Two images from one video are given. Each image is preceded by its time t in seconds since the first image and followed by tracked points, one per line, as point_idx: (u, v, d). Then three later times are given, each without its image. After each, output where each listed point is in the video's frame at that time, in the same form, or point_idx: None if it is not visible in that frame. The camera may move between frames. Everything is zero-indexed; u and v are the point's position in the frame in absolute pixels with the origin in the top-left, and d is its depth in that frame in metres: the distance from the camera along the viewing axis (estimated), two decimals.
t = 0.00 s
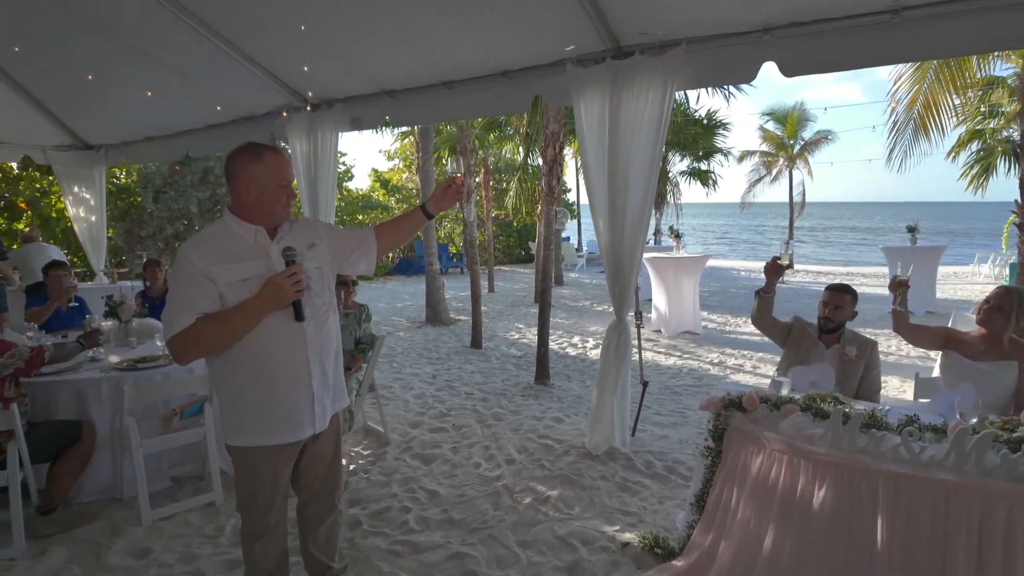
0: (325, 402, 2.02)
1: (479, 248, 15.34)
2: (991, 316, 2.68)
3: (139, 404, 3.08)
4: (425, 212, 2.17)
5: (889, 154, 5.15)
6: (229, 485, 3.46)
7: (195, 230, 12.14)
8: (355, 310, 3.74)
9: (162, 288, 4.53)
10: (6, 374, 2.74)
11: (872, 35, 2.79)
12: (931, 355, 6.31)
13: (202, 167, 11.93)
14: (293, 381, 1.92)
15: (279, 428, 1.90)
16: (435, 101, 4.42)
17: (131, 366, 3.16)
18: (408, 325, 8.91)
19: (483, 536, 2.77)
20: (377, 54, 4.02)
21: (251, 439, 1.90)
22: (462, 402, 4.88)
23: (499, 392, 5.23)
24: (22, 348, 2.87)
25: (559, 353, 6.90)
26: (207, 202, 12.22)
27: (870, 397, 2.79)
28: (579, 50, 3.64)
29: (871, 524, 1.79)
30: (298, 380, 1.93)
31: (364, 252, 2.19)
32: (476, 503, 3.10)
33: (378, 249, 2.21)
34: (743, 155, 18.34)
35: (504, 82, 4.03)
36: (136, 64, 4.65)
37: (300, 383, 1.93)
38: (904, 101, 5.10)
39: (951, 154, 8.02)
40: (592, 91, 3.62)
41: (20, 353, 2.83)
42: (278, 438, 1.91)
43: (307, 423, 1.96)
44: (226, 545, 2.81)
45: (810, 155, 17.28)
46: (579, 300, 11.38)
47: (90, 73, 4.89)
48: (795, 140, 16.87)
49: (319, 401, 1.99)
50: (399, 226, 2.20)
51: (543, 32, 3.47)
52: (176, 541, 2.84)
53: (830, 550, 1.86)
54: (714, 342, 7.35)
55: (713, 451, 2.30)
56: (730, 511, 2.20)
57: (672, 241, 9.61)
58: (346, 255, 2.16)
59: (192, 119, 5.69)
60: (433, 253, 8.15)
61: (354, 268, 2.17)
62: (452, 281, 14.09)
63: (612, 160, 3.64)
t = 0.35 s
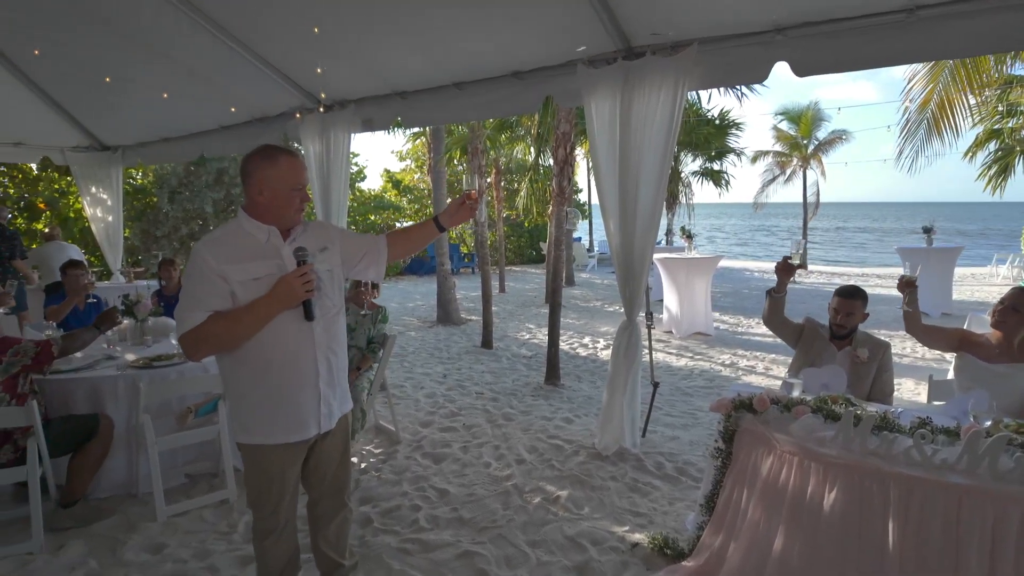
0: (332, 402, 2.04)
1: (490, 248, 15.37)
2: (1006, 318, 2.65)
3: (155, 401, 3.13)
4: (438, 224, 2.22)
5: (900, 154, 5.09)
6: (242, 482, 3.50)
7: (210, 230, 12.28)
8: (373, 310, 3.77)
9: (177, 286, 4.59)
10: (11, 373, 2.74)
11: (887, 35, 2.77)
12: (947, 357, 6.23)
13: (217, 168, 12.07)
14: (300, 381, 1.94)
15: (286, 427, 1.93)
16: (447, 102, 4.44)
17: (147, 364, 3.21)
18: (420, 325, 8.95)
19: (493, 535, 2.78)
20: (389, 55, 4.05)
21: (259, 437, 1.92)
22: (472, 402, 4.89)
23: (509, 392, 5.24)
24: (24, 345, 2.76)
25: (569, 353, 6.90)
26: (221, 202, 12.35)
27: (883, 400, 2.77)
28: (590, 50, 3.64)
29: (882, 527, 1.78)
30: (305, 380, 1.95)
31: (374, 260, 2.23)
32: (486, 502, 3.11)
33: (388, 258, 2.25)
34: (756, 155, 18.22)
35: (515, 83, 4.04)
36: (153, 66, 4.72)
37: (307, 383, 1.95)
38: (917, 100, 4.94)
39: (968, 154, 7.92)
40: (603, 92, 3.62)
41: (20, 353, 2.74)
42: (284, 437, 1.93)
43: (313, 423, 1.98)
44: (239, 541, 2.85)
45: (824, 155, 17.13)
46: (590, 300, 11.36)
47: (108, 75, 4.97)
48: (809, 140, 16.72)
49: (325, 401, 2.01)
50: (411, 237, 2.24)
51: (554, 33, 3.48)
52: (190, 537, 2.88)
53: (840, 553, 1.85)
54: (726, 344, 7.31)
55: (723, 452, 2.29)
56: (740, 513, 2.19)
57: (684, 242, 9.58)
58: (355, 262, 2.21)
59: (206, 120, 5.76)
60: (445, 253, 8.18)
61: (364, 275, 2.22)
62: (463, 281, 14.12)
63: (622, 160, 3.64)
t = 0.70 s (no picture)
0: (339, 399, 2.05)
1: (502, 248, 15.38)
2: None
3: (171, 396, 3.17)
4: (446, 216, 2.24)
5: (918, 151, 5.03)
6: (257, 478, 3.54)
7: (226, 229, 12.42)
8: (384, 306, 3.82)
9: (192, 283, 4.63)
10: (7, 366, 2.84)
11: (904, 30, 2.73)
12: (966, 358, 6.13)
13: (232, 168, 12.22)
14: (307, 376, 1.96)
15: (294, 422, 1.95)
16: (459, 100, 4.46)
17: (163, 360, 3.26)
18: (432, 323, 8.99)
19: (504, 531, 2.79)
20: (402, 54, 4.07)
21: (267, 431, 1.95)
22: (484, 400, 4.91)
23: (521, 390, 5.25)
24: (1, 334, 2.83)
25: (581, 353, 6.89)
26: (237, 201, 12.48)
27: (899, 400, 2.74)
28: (603, 48, 3.63)
29: (897, 527, 1.76)
30: (313, 375, 1.97)
31: (387, 255, 2.25)
32: (497, 499, 3.12)
33: (400, 252, 2.28)
34: (771, 154, 18.05)
35: (527, 81, 4.04)
36: (169, 66, 4.78)
37: (314, 379, 1.97)
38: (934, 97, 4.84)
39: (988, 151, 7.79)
40: (616, 90, 3.61)
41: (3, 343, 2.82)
42: (292, 432, 1.95)
43: (319, 419, 1.99)
44: (253, 535, 2.88)
45: (841, 154, 16.92)
46: (602, 300, 11.33)
47: (126, 75, 5.05)
48: (824, 139, 16.53)
49: (332, 398, 2.02)
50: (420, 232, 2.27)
51: (567, 30, 3.48)
52: (205, 531, 2.92)
53: (854, 552, 1.84)
54: (740, 343, 7.25)
55: (736, 450, 2.28)
56: (753, 511, 2.18)
57: (698, 241, 9.52)
58: (367, 259, 2.23)
59: (222, 120, 5.83)
60: (457, 253, 8.20)
61: (377, 270, 2.25)
62: (476, 280, 14.14)
63: (635, 158, 3.63)
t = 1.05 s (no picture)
0: (345, 399, 2.04)
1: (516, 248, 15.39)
2: None
3: (188, 393, 3.21)
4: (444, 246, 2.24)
5: (941, 150, 4.95)
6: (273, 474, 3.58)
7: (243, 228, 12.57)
8: (397, 305, 3.83)
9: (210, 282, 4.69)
10: (18, 358, 2.87)
11: (924, 25, 2.68)
12: (988, 360, 6.02)
13: (249, 167, 12.36)
14: (311, 375, 1.98)
15: (298, 420, 1.96)
16: (474, 100, 4.47)
17: (182, 357, 3.30)
18: (446, 322, 9.02)
19: (517, 529, 2.80)
20: (416, 53, 4.09)
21: (274, 427, 1.98)
22: (497, 399, 4.91)
23: (534, 389, 5.25)
24: None
25: (595, 352, 6.87)
26: (253, 201, 12.62)
27: (919, 401, 2.70)
28: (617, 46, 3.61)
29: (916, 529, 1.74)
30: (318, 374, 1.98)
31: (392, 276, 2.26)
32: (510, 497, 3.12)
33: (405, 276, 2.27)
34: (788, 154, 17.87)
35: (542, 79, 4.04)
36: (188, 66, 4.85)
37: (319, 378, 1.98)
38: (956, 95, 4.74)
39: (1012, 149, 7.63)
40: (630, 88, 3.60)
41: (4, 336, 2.82)
42: (296, 429, 1.96)
43: (322, 418, 1.99)
44: (269, 530, 2.91)
45: (859, 153, 16.69)
46: (616, 299, 11.29)
47: (146, 76, 5.12)
48: (842, 138, 16.32)
49: (337, 397, 2.02)
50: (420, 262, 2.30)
51: (581, 29, 3.47)
52: (222, 525, 2.96)
53: (871, 554, 1.81)
54: (756, 344, 7.18)
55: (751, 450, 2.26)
56: (768, 511, 2.16)
57: (713, 241, 9.45)
58: (378, 266, 2.24)
59: (239, 120, 5.89)
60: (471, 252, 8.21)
61: (382, 288, 2.27)
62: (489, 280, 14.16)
63: (650, 157, 3.62)
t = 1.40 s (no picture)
0: (347, 403, 2.03)
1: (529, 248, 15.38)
2: None
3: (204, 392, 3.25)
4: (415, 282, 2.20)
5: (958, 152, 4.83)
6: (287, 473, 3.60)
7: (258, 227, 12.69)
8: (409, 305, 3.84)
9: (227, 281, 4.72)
10: (37, 352, 2.91)
11: (945, 23, 2.64)
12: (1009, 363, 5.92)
13: (264, 167, 12.47)
14: (312, 377, 1.98)
15: (298, 419, 1.97)
16: (487, 100, 4.47)
17: (198, 356, 3.34)
18: (458, 322, 9.03)
19: (530, 530, 2.79)
20: (430, 53, 4.10)
21: (276, 426, 2.00)
22: (510, 399, 4.91)
23: (547, 390, 5.24)
24: (16, 324, 2.88)
25: (608, 353, 6.84)
26: (268, 201, 12.73)
27: (938, 404, 2.65)
28: (632, 45, 3.59)
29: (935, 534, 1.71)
30: (320, 376, 1.99)
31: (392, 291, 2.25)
32: (523, 498, 3.12)
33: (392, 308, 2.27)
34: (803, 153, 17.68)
35: (555, 79, 4.03)
36: (204, 67, 4.90)
37: (320, 380, 1.99)
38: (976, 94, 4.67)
39: None
40: (645, 87, 3.58)
41: (21, 332, 2.88)
42: (295, 429, 1.97)
43: (322, 420, 1.99)
44: (283, 528, 2.94)
45: (876, 152, 16.48)
46: (629, 300, 11.25)
47: (163, 78, 5.18)
48: (859, 137, 16.12)
49: (338, 401, 2.01)
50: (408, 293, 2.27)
51: (595, 28, 3.45)
52: (237, 523, 2.99)
53: (889, 560, 1.78)
54: (771, 346, 7.11)
55: (767, 453, 2.24)
56: (783, 515, 2.14)
57: (727, 241, 9.37)
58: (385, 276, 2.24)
59: (255, 121, 5.94)
60: (483, 252, 8.21)
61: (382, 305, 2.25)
62: (502, 280, 14.17)
63: (664, 156, 3.59)
